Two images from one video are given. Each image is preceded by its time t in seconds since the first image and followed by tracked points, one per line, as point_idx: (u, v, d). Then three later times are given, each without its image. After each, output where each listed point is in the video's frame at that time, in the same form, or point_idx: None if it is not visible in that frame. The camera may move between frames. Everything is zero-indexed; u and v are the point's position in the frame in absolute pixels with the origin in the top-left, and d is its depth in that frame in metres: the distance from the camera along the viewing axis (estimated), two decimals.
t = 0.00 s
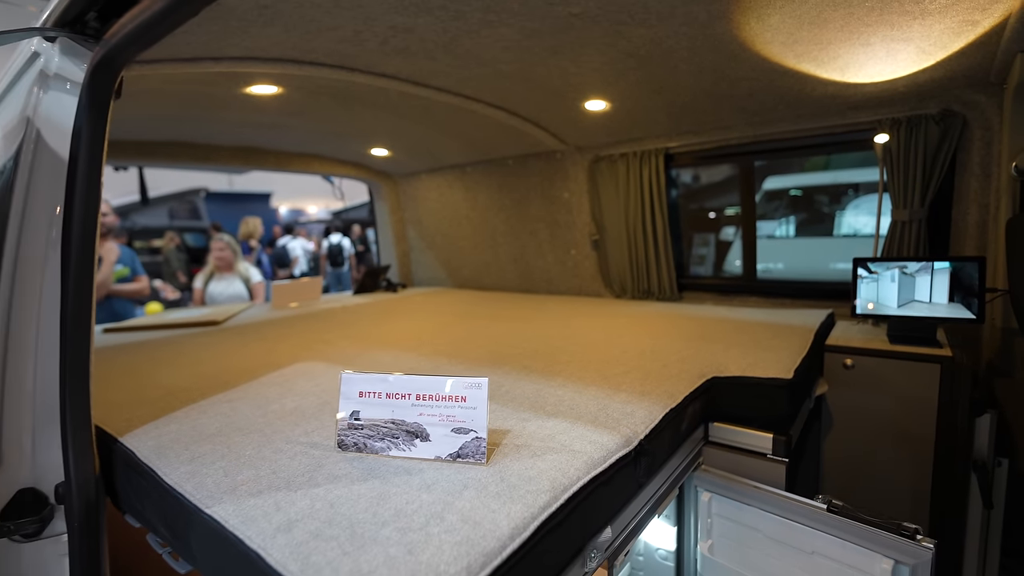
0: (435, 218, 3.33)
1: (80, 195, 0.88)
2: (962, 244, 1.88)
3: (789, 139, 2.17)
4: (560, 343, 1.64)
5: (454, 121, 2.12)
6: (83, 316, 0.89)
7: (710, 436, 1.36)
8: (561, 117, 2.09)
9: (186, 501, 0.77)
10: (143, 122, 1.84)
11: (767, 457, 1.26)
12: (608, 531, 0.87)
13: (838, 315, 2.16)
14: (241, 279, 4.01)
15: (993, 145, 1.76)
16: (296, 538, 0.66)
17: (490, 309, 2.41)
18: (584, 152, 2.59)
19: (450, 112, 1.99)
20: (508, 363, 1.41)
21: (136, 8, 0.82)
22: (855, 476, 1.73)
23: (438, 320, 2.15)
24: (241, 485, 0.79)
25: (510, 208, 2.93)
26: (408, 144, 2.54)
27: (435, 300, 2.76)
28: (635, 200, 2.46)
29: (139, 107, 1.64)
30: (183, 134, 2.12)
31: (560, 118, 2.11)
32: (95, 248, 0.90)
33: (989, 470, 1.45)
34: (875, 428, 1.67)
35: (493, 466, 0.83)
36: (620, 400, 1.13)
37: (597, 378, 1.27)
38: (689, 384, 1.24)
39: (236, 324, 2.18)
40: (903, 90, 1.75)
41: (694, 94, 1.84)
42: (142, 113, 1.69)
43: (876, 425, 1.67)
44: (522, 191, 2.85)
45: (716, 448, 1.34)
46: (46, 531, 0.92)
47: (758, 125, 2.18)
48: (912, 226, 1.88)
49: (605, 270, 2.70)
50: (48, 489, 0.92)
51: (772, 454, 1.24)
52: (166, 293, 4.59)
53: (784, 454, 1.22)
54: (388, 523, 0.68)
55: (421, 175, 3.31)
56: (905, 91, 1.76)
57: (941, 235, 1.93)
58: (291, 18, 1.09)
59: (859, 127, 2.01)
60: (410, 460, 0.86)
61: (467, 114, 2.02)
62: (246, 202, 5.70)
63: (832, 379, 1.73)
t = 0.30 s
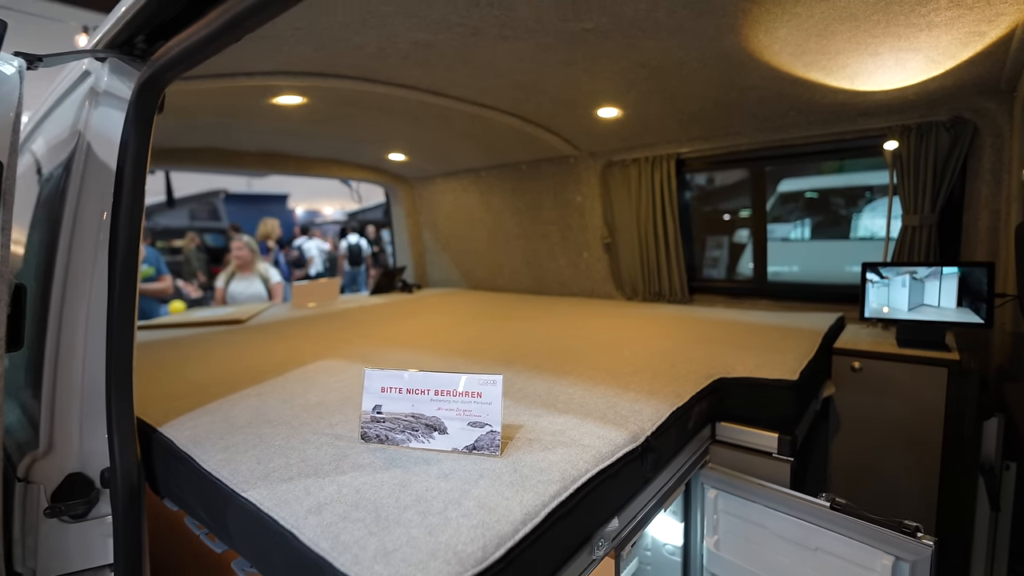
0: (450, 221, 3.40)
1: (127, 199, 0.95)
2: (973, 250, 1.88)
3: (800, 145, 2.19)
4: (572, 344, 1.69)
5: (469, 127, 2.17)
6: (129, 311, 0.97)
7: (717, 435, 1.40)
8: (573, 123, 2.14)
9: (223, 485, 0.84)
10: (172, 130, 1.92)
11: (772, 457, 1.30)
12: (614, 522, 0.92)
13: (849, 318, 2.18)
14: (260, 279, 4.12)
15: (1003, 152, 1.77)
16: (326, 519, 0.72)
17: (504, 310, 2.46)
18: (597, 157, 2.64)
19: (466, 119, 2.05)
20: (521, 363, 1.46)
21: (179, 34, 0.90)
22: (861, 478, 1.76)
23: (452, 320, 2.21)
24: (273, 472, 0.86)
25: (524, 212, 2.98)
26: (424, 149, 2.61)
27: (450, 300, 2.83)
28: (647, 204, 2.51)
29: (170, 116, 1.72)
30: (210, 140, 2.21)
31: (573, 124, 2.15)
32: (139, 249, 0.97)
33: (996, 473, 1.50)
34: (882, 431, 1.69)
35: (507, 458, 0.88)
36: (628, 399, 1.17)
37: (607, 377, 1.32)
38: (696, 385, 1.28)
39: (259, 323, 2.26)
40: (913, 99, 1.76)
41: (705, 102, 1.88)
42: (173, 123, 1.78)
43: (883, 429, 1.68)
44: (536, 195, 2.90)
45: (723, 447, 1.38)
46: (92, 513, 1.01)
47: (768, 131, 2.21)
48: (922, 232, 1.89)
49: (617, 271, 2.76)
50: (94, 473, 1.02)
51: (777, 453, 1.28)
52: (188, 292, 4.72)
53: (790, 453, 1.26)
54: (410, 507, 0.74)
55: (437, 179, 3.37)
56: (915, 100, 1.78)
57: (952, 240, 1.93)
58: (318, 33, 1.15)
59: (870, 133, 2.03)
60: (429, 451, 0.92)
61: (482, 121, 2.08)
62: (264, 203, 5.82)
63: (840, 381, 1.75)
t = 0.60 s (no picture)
0: (461, 223, 3.48)
1: (163, 201, 1.04)
2: (974, 254, 1.90)
3: (804, 150, 2.23)
4: (577, 344, 1.75)
5: (479, 134, 2.24)
6: (163, 304, 1.06)
7: (717, 432, 1.45)
8: (581, 130, 2.20)
9: (251, 470, 0.91)
10: (196, 138, 2.01)
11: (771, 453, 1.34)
12: (613, 510, 0.97)
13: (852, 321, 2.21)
14: (277, 279, 4.22)
15: (1004, 158, 1.80)
16: (346, 499, 0.79)
17: (513, 311, 2.53)
18: (604, 162, 2.69)
19: (477, 127, 2.12)
20: (527, 361, 1.52)
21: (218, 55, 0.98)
22: (861, 476, 1.80)
23: (462, 321, 2.27)
24: (296, 457, 0.93)
25: (533, 215, 3.05)
26: (436, 155, 2.68)
27: (461, 301, 2.91)
28: (654, 208, 2.57)
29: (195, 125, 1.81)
30: (231, 147, 2.30)
31: (580, 131, 2.21)
32: (173, 247, 1.07)
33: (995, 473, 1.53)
34: (882, 431, 1.72)
35: (512, 447, 0.95)
36: (629, 396, 1.23)
37: (609, 376, 1.38)
38: (696, 383, 1.33)
39: (277, 321, 2.36)
40: (914, 106, 1.80)
41: (709, 110, 1.93)
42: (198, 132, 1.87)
43: (882, 430, 1.72)
44: (544, 199, 2.96)
45: (723, 444, 1.43)
46: (127, 496, 1.10)
47: (771, 138, 2.25)
48: (923, 236, 1.93)
49: (623, 272, 2.85)
50: (130, 459, 1.10)
51: (775, 450, 1.33)
52: (208, 291, 4.86)
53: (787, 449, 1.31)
54: (422, 490, 0.81)
55: (448, 183, 3.45)
56: (915, 108, 1.81)
57: (954, 244, 1.96)
58: (337, 50, 1.22)
59: (871, 139, 2.06)
60: (440, 441, 0.99)
61: (492, 128, 2.14)
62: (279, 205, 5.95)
63: (840, 382, 1.77)
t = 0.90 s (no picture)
0: (471, 224, 3.56)
1: (192, 202, 1.12)
2: (971, 257, 1.94)
3: (805, 154, 2.28)
4: (580, 341, 1.81)
5: (488, 138, 2.31)
6: (191, 297, 1.14)
7: (714, 428, 1.50)
8: (586, 134, 2.26)
9: (273, 453, 0.99)
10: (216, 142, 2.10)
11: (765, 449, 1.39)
12: (609, 496, 1.03)
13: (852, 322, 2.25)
14: (291, 278, 4.33)
15: (999, 162, 1.83)
16: (360, 479, 0.86)
17: (521, 310, 2.60)
18: (610, 165, 2.75)
19: (486, 131, 2.19)
20: (531, 358, 1.59)
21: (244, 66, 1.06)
22: (857, 473, 1.83)
23: (470, 319, 2.35)
24: (314, 442, 1.00)
25: (540, 217, 3.12)
26: (447, 158, 2.76)
27: (470, 300, 2.99)
28: (658, 211, 2.63)
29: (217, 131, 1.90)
30: (249, 151, 2.40)
31: (585, 134, 2.27)
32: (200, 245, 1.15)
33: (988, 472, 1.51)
34: (878, 429, 1.75)
35: (515, 435, 1.01)
36: (626, 390, 1.29)
37: (608, 371, 1.44)
38: (691, 379, 1.39)
39: (293, 319, 2.45)
40: (910, 112, 1.84)
41: (711, 115, 1.98)
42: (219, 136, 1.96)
43: (878, 428, 1.75)
44: (551, 201, 3.03)
45: (719, 439, 1.48)
46: (158, 477, 1.19)
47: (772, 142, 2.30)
48: (921, 239, 1.98)
49: (629, 274, 2.89)
50: (160, 443, 1.19)
51: (769, 445, 1.37)
52: (225, 290, 4.99)
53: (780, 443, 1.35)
54: (430, 471, 0.88)
55: (457, 185, 3.53)
56: (912, 114, 1.85)
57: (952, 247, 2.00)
58: (351, 61, 1.30)
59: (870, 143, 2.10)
60: (447, 429, 1.06)
61: (499, 132, 2.21)
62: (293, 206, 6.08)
63: (836, 381, 1.83)
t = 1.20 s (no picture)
0: (479, 228, 3.64)
1: (216, 205, 1.21)
2: (964, 262, 1.99)
3: (803, 161, 2.34)
4: (583, 341, 1.88)
5: (495, 144, 2.39)
6: (215, 293, 1.22)
7: (709, 424, 1.56)
8: (591, 140, 2.33)
9: (292, 438, 1.06)
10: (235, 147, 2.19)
11: (757, 443, 1.45)
12: (605, 482, 1.09)
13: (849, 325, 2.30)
14: (301, 280, 4.42)
15: (991, 169, 1.88)
16: (374, 461, 0.94)
17: (527, 311, 2.68)
18: (615, 170, 2.82)
19: (493, 137, 2.26)
20: (535, 356, 1.66)
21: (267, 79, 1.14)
22: (851, 472, 1.89)
23: (476, 320, 2.42)
24: (330, 429, 1.08)
25: (546, 220, 3.19)
26: (456, 162, 2.84)
27: (477, 302, 3.06)
28: (662, 215, 2.70)
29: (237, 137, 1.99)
30: (266, 156, 2.49)
31: (590, 141, 2.34)
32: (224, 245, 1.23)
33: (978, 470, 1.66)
34: (871, 429, 1.80)
35: (516, 425, 1.08)
36: (624, 386, 1.35)
37: (608, 369, 1.50)
38: (687, 376, 1.45)
39: (306, 318, 2.53)
40: (904, 121, 1.90)
41: (711, 123, 2.05)
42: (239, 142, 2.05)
43: (870, 428, 1.80)
44: (557, 205, 3.10)
45: (714, 434, 1.54)
46: (183, 463, 1.27)
47: (772, 149, 2.36)
48: (915, 244, 2.03)
49: (633, 277, 2.96)
50: (185, 431, 1.27)
51: (761, 439, 1.44)
52: (238, 290, 5.10)
53: (772, 438, 1.41)
54: (437, 455, 0.95)
55: (466, 190, 3.61)
56: (906, 123, 1.91)
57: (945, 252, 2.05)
58: (366, 73, 1.38)
59: (867, 150, 2.15)
60: (454, 418, 1.13)
61: (506, 138, 2.29)
62: (305, 208, 6.19)
63: (831, 381, 1.88)
